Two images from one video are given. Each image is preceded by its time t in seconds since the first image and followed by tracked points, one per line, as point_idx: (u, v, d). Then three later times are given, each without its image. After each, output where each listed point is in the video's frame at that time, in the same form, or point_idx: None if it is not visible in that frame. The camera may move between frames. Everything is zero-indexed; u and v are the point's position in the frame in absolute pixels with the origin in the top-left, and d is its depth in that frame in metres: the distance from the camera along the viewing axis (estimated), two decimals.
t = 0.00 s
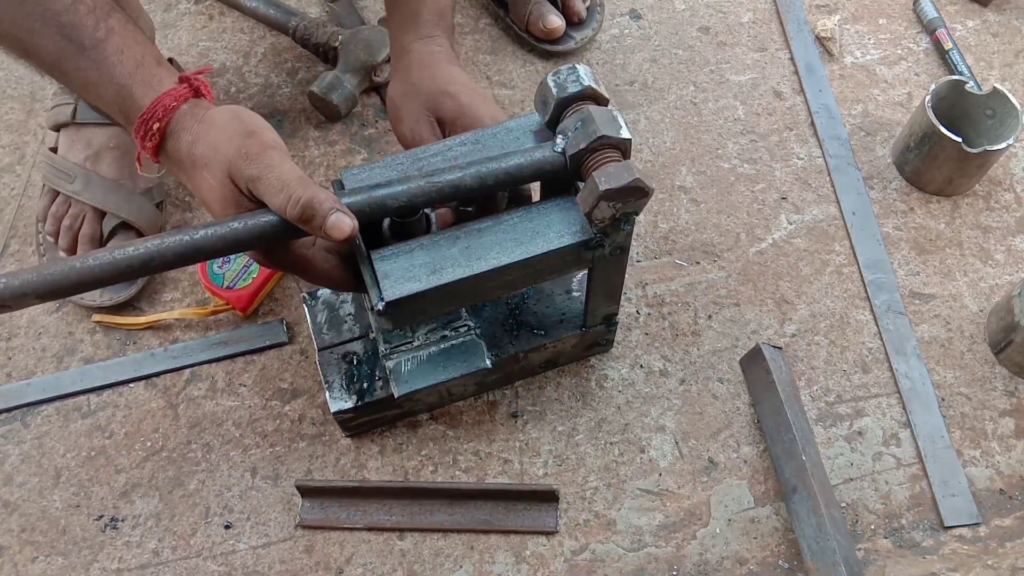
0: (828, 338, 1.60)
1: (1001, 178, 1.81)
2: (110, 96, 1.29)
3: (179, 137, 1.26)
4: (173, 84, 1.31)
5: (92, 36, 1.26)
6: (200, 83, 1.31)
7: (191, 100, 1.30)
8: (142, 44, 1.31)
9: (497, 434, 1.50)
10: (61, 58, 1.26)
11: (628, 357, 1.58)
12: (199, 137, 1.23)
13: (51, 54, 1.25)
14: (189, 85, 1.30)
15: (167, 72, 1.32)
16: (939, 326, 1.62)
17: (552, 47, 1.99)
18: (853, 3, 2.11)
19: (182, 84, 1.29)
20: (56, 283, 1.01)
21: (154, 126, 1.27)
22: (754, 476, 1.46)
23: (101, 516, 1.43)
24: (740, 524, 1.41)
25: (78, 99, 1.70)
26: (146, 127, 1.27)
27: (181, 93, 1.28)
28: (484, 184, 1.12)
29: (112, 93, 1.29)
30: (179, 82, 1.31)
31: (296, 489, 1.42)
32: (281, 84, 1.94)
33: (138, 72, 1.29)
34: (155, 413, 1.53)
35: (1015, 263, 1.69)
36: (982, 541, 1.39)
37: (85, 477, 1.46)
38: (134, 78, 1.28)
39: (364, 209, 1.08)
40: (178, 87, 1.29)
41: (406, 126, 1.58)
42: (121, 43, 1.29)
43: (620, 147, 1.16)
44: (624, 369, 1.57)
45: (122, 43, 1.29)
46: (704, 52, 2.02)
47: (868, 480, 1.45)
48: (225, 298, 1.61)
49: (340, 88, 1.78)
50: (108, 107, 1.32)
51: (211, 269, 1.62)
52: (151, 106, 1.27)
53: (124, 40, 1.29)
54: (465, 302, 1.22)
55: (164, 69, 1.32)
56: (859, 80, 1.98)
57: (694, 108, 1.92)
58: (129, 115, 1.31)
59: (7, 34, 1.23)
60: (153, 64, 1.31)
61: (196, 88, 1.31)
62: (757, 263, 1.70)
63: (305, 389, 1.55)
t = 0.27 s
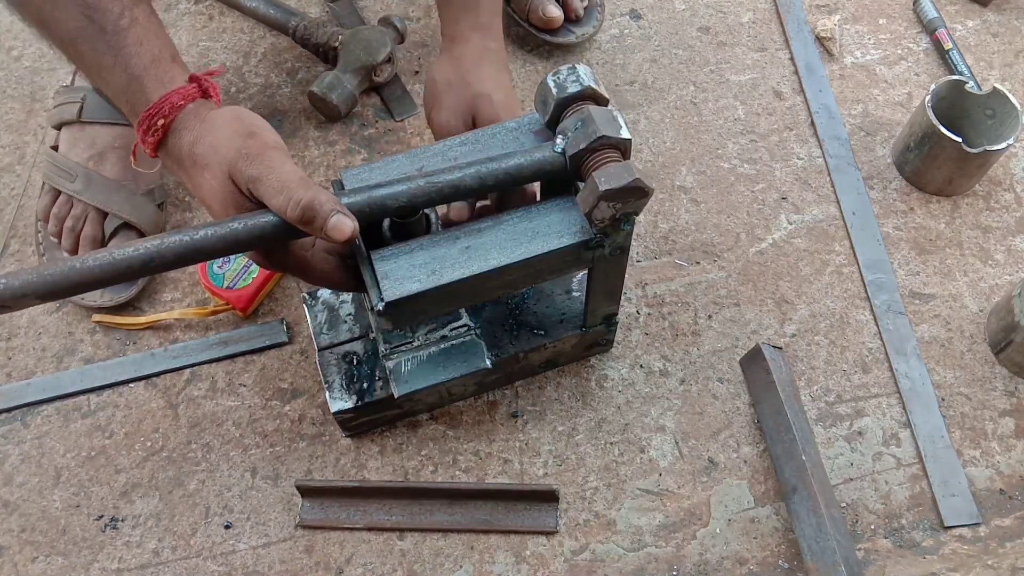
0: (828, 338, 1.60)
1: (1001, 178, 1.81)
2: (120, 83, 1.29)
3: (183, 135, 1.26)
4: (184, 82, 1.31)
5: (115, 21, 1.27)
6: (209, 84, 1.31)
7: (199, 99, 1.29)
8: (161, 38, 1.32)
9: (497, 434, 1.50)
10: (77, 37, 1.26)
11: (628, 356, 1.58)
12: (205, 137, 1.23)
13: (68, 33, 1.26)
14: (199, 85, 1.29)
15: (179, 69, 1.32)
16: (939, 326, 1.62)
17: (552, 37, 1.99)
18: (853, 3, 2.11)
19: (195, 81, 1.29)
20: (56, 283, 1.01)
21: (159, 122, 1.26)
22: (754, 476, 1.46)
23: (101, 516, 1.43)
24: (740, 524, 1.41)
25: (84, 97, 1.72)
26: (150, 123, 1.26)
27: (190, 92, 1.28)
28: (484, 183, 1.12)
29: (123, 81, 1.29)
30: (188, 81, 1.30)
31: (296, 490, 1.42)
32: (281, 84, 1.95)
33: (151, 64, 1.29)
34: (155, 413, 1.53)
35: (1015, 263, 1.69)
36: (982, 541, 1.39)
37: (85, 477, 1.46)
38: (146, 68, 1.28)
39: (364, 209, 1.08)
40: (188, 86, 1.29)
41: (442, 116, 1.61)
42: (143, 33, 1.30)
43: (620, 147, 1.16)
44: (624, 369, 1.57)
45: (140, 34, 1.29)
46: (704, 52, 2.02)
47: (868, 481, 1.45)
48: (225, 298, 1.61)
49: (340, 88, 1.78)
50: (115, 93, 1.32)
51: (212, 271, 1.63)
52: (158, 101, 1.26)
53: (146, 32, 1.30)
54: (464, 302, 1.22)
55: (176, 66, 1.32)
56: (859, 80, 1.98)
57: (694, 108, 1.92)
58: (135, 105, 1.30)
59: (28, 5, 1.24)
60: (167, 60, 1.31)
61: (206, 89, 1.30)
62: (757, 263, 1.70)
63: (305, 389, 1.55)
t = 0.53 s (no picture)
0: (828, 338, 1.60)
1: (1001, 178, 1.81)
2: (129, 68, 1.28)
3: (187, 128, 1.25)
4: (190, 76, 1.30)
5: (134, 10, 1.26)
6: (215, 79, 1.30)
7: (205, 94, 1.28)
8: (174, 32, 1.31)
9: (497, 434, 1.50)
10: (89, 19, 1.24)
11: (628, 356, 1.58)
12: (209, 131, 1.22)
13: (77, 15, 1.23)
14: (206, 79, 1.28)
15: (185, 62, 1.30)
16: (939, 326, 1.62)
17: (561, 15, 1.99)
18: (853, 3, 2.11)
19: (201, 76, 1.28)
20: (57, 283, 1.01)
21: (163, 114, 1.25)
22: (754, 476, 1.46)
23: (101, 516, 1.43)
24: (740, 524, 1.41)
25: (92, 93, 1.73)
26: (153, 115, 1.25)
27: (196, 86, 1.27)
28: (484, 183, 1.12)
29: (133, 70, 1.27)
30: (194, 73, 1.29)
31: (296, 490, 1.42)
32: (281, 84, 1.94)
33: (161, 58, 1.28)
34: (155, 414, 1.53)
35: (1015, 263, 1.69)
36: (982, 541, 1.39)
37: (85, 477, 1.46)
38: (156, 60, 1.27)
39: (364, 209, 1.08)
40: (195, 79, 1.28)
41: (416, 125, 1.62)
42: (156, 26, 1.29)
43: (620, 147, 1.16)
44: (624, 369, 1.57)
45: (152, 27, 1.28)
46: (704, 52, 2.02)
47: (868, 481, 1.45)
48: (225, 299, 1.61)
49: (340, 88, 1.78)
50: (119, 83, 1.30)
51: (212, 271, 1.63)
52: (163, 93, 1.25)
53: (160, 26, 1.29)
54: (465, 302, 1.22)
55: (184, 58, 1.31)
56: (859, 80, 1.98)
57: (694, 108, 1.92)
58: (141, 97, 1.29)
59: None
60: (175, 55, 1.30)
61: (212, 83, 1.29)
62: (757, 263, 1.70)
63: (305, 389, 1.55)
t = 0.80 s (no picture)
0: (828, 338, 1.60)
1: (1001, 178, 1.81)
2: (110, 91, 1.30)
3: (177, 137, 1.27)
4: (174, 82, 1.29)
5: (96, 30, 1.25)
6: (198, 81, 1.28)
7: (190, 100, 1.28)
8: (143, 41, 1.30)
9: (497, 434, 1.50)
10: (63, 49, 1.26)
11: (628, 356, 1.58)
12: (199, 140, 1.23)
13: (52, 44, 1.25)
14: (189, 83, 1.27)
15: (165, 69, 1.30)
16: (939, 326, 1.62)
17: (563, 32, 2.00)
18: (853, 3, 2.11)
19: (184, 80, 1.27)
20: (56, 282, 1.01)
21: (153, 129, 1.27)
22: (754, 476, 1.46)
23: (102, 516, 1.43)
24: (740, 524, 1.41)
25: (77, 95, 1.71)
26: (143, 130, 1.28)
27: (180, 94, 1.26)
28: (483, 183, 1.12)
29: (114, 92, 1.29)
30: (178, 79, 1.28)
31: (296, 490, 1.42)
32: (281, 84, 1.95)
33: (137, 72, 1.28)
34: (155, 413, 1.53)
35: (1015, 263, 1.69)
36: (982, 541, 1.39)
37: (85, 477, 1.46)
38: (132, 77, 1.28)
39: (363, 209, 1.08)
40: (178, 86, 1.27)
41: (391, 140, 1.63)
42: (126, 39, 1.28)
43: (620, 147, 1.16)
44: (624, 369, 1.57)
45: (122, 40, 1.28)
46: (704, 53, 2.02)
47: (868, 481, 1.45)
48: (225, 299, 1.61)
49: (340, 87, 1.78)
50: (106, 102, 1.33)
51: (212, 271, 1.62)
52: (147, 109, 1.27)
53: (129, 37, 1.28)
54: (465, 302, 1.22)
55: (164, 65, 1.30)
56: (859, 80, 1.98)
57: (694, 108, 1.92)
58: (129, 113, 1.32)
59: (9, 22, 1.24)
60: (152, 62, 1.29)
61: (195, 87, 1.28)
62: (757, 263, 1.70)
63: (305, 389, 1.55)
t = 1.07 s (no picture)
0: (828, 338, 1.60)
1: (1001, 178, 1.81)
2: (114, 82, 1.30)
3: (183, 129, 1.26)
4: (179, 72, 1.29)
5: (98, 22, 1.26)
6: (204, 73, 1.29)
7: (197, 91, 1.28)
8: (145, 31, 1.30)
9: (497, 434, 1.50)
10: (67, 43, 1.27)
11: (628, 356, 1.58)
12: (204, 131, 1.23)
13: (54, 37, 1.26)
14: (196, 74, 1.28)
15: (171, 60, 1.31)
16: (939, 326, 1.62)
17: (562, 39, 2.00)
18: (853, 3, 2.11)
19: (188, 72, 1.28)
20: (56, 283, 1.01)
21: (158, 117, 1.27)
22: (754, 476, 1.46)
23: (102, 516, 1.43)
24: (740, 524, 1.41)
25: (76, 96, 1.71)
26: (150, 119, 1.28)
27: (185, 84, 1.27)
28: (484, 183, 1.12)
29: (118, 82, 1.29)
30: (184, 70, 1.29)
31: (296, 490, 1.41)
32: (281, 84, 1.95)
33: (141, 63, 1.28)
34: (155, 414, 1.53)
35: (1015, 263, 1.69)
36: (982, 541, 1.39)
37: (85, 477, 1.46)
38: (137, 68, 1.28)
39: (364, 210, 1.08)
40: (184, 77, 1.28)
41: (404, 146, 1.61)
42: (129, 29, 1.28)
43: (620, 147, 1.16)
44: (624, 369, 1.57)
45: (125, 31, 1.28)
46: (704, 53, 2.02)
47: (868, 481, 1.45)
48: (226, 298, 1.61)
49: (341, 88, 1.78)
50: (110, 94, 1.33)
51: (212, 271, 1.62)
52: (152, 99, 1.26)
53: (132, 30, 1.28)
54: (465, 302, 1.21)
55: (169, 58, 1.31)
56: (859, 80, 1.98)
57: (694, 108, 1.92)
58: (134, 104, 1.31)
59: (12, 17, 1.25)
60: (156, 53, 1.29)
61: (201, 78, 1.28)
62: (757, 263, 1.70)
63: (305, 389, 1.55)
